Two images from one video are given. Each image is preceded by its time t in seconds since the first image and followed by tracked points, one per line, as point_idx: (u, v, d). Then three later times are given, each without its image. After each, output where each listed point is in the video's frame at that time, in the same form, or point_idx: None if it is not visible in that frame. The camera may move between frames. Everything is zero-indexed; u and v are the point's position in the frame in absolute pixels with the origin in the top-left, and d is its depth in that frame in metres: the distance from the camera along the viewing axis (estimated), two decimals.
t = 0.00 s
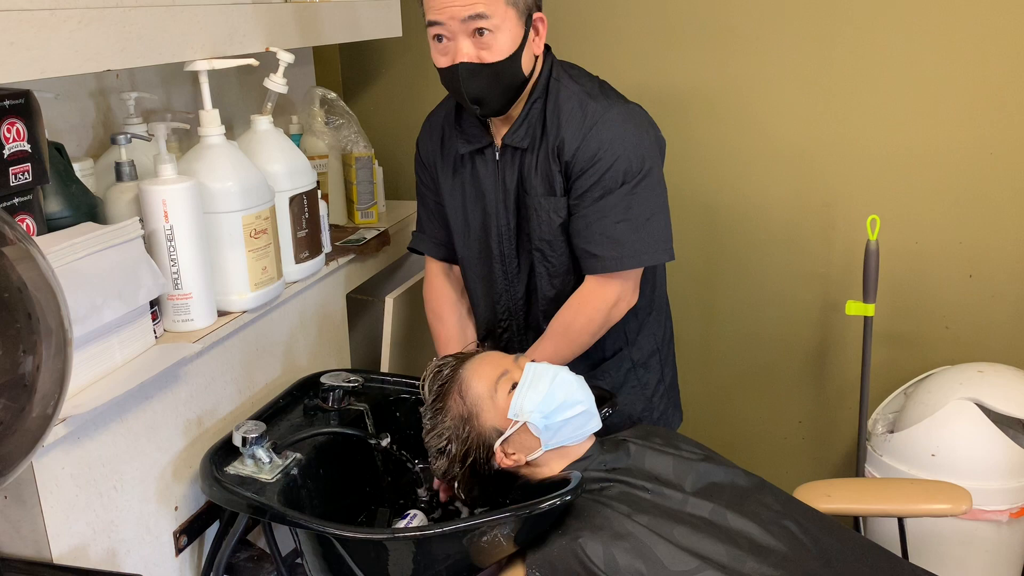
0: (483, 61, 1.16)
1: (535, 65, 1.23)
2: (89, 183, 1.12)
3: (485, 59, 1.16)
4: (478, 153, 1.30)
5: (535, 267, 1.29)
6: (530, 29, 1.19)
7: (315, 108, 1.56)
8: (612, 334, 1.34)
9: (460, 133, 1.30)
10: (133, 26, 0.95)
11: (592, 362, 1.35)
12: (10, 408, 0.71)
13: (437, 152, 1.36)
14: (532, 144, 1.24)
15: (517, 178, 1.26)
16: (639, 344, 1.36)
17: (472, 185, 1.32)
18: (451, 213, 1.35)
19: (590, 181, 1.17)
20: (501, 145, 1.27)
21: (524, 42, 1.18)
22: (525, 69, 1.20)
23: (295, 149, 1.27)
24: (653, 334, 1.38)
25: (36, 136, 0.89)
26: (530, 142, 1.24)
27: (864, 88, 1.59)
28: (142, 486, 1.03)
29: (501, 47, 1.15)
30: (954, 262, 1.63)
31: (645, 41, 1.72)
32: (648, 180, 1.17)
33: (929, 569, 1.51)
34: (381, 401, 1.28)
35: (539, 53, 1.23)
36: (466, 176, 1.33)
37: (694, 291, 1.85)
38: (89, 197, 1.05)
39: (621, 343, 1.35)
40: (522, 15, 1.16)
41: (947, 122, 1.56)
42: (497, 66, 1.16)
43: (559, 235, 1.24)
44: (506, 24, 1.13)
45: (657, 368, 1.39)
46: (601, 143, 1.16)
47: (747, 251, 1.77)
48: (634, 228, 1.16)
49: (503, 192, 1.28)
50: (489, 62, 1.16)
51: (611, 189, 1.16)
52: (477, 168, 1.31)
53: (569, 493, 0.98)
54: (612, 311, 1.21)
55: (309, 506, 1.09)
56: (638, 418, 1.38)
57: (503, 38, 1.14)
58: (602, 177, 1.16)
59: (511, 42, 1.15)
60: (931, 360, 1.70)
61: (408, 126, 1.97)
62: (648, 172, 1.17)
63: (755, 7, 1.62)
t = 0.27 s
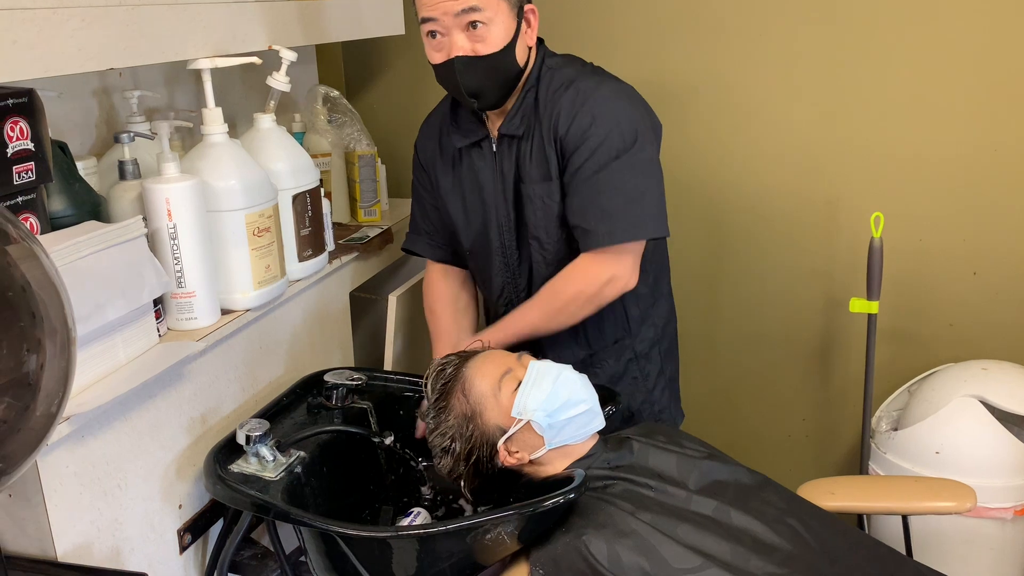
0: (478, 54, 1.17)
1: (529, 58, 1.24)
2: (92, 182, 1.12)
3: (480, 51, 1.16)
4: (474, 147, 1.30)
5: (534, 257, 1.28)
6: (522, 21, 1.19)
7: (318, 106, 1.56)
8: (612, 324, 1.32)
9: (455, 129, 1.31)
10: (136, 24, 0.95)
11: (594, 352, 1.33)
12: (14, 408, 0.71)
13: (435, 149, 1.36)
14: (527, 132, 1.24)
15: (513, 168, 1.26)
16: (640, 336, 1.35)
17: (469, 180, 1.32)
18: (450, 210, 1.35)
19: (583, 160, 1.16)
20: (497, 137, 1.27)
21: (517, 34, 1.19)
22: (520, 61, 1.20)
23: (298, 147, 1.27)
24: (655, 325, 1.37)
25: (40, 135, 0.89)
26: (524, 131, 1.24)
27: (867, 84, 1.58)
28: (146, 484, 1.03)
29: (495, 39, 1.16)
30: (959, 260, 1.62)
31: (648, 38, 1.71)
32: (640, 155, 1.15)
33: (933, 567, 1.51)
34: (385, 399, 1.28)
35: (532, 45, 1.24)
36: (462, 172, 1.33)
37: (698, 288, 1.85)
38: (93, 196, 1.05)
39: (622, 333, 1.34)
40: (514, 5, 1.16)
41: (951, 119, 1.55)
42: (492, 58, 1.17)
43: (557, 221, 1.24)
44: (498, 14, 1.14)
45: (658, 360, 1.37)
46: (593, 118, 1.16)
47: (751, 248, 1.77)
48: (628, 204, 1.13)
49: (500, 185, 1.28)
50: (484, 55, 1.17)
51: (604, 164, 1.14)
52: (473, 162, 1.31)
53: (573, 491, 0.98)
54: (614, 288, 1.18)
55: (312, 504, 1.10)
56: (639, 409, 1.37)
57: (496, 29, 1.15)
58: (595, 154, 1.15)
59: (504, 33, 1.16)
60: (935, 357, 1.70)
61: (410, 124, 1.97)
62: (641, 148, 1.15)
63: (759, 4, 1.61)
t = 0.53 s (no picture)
0: (472, 53, 1.15)
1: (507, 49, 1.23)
2: (95, 181, 1.12)
3: (472, 50, 1.15)
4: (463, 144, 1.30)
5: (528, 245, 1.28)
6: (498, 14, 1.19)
7: (320, 105, 1.57)
8: (610, 306, 1.30)
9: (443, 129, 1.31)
10: (138, 24, 0.95)
11: (596, 337, 1.31)
12: (18, 407, 0.71)
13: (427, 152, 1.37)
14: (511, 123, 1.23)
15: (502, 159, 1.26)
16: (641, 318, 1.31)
17: (461, 178, 1.32)
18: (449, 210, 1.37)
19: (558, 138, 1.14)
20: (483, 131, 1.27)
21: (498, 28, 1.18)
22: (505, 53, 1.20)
23: (301, 146, 1.27)
24: (655, 308, 1.33)
25: (43, 135, 0.90)
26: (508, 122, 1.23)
27: (870, 83, 1.58)
28: (149, 483, 1.03)
29: (481, 34, 1.14)
30: (962, 258, 1.62)
31: (650, 36, 1.71)
32: (611, 113, 1.10)
33: (936, 566, 1.51)
34: (387, 397, 1.28)
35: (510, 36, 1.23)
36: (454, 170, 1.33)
37: (700, 287, 1.85)
38: (96, 195, 1.06)
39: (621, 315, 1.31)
40: None
41: (954, 117, 1.55)
42: (485, 55, 1.16)
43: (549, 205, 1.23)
44: (479, 9, 1.13)
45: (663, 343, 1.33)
46: (567, 95, 1.14)
47: (753, 247, 1.77)
48: (602, 167, 1.06)
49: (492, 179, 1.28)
50: (476, 53, 1.15)
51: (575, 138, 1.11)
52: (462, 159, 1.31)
53: (576, 490, 0.98)
54: (602, 233, 1.04)
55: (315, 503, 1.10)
56: (648, 396, 1.33)
57: (480, 25, 1.14)
58: (568, 129, 1.12)
59: (488, 28, 1.15)
60: (938, 356, 1.70)
61: (413, 123, 1.97)
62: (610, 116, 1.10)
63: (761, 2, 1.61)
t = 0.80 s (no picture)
0: (455, 61, 1.13)
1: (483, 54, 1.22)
2: (97, 182, 1.12)
3: (455, 57, 1.13)
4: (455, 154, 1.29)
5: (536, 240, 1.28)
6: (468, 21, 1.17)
7: (323, 105, 1.57)
8: (622, 289, 1.30)
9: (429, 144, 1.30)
10: (140, 24, 0.95)
11: (611, 322, 1.30)
12: (20, 407, 0.71)
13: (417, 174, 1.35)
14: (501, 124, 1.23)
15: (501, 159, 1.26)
16: (656, 298, 1.30)
17: (458, 189, 1.32)
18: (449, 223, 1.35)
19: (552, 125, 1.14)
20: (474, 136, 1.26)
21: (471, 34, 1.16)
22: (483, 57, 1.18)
23: (302, 146, 1.27)
24: (667, 288, 1.33)
25: (45, 135, 0.90)
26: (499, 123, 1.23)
27: (872, 83, 1.58)
28: (152, 482, 1.03)
29: (459, 40, 1.13)
30: (964, 259, 1.62)
31: (652, 37, 1.71)
32: (593, 86, 1.12)
33: (938, 566, 1.51)
34: (389, 398, 1.28)
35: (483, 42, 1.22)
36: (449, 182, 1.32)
37: (702, 287, 1.85)
38: (98, 195, 1.06)
39: (635, 297, 1.30)
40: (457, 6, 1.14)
41: (956, 117, 1.55)
42: (467, 61, 1.14)
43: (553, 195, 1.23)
44: (452, 17, 1.11)
45: (681, 323, 1.32)
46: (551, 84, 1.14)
47: (755, 247, 1.77)
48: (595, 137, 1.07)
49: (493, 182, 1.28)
50: (459, 60, 1.13)
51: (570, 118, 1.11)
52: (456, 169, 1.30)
53: (578, 490, 0.98)
54: (606, 192, 1.04)
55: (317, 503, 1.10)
56: (671, 375, 1.31)
57: (456, 31, 1.12)
58: (561, 113, 1.12)
59: (463, 34, 1.13)
60: (940, 356, 1.70)
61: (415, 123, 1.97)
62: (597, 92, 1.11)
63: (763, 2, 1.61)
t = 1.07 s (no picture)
0: (449, 72, 1.13)
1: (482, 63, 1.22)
2: (98, 187, 1.12)
3: (449, 68, 1.12)
4: (448, 162, 1.30)
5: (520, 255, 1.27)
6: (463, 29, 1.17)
7: (323, 110, 1.58)
8: (613, 300, 1.30)
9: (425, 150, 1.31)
10: (141, 29, 0.96)
11: (603, 332, 1.31)
12: (22, 413, 0.71)
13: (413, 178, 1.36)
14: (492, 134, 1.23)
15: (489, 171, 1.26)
16: (647, 310, 1.30)
17: (450, 196, 1.32)
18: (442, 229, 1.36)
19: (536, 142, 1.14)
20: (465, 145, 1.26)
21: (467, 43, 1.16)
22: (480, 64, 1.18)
23: (303, 151, 1.27)
24: (659, 300, 1.32)
25: (47, 140, 0.90)
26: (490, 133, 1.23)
27: (872, 87, 1.58)
28: (153, 487, 1.03)
29: (455, 51, 1.12)
30: (964, 262, 1.62)
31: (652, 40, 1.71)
32: (580, 109, 1.11)
33: (938, 570, 1.50)
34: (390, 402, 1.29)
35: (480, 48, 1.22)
36: (441, 188, 1.33)
37: (702, 291, 1.85)
38: (99, 200, 1.06)
39: (626, 308, 1.30)
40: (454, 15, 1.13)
41: (956, 121, 1.55)
42: (461, 71, 1.14)
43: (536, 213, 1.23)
44: (448, 27, 1.11)
45: (672, 335, 1.32)
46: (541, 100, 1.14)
47: (755, 250, 1.77)
48: (574, 161, 1.06)
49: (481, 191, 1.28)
50: (452, 71, 1.13)
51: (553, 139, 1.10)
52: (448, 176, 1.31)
53: (578, 495, 0.98)
54: (571, 225, 1.05)
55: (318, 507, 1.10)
56: (660, 386, 1.33)
57: (452, 42, 1.12)
58: (545, 131, 1.12)
59: (459, 44, 1.13)
60: (940, 359, 1.70)
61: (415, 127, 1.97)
62: (584, 112, 1.10)
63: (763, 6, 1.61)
